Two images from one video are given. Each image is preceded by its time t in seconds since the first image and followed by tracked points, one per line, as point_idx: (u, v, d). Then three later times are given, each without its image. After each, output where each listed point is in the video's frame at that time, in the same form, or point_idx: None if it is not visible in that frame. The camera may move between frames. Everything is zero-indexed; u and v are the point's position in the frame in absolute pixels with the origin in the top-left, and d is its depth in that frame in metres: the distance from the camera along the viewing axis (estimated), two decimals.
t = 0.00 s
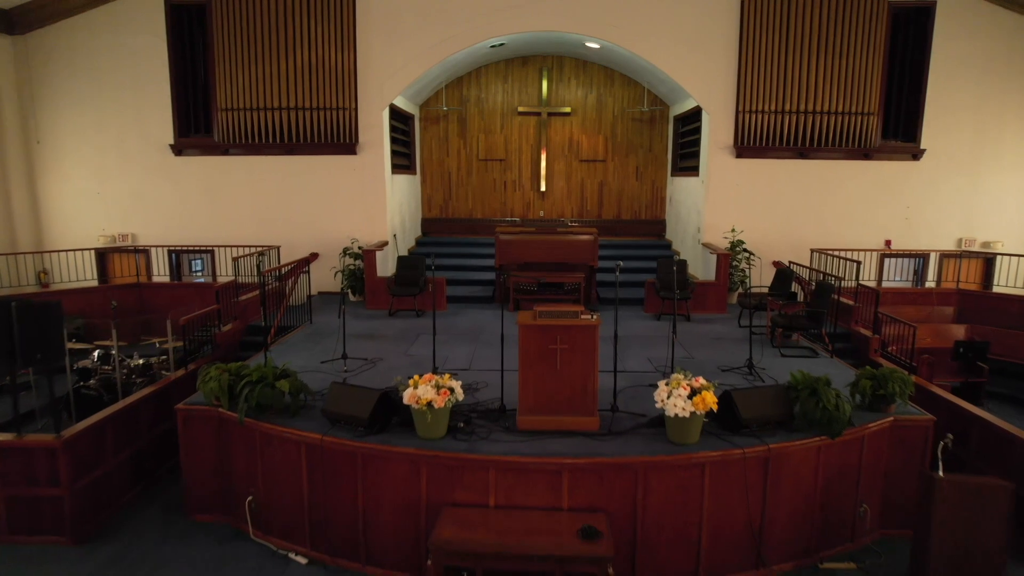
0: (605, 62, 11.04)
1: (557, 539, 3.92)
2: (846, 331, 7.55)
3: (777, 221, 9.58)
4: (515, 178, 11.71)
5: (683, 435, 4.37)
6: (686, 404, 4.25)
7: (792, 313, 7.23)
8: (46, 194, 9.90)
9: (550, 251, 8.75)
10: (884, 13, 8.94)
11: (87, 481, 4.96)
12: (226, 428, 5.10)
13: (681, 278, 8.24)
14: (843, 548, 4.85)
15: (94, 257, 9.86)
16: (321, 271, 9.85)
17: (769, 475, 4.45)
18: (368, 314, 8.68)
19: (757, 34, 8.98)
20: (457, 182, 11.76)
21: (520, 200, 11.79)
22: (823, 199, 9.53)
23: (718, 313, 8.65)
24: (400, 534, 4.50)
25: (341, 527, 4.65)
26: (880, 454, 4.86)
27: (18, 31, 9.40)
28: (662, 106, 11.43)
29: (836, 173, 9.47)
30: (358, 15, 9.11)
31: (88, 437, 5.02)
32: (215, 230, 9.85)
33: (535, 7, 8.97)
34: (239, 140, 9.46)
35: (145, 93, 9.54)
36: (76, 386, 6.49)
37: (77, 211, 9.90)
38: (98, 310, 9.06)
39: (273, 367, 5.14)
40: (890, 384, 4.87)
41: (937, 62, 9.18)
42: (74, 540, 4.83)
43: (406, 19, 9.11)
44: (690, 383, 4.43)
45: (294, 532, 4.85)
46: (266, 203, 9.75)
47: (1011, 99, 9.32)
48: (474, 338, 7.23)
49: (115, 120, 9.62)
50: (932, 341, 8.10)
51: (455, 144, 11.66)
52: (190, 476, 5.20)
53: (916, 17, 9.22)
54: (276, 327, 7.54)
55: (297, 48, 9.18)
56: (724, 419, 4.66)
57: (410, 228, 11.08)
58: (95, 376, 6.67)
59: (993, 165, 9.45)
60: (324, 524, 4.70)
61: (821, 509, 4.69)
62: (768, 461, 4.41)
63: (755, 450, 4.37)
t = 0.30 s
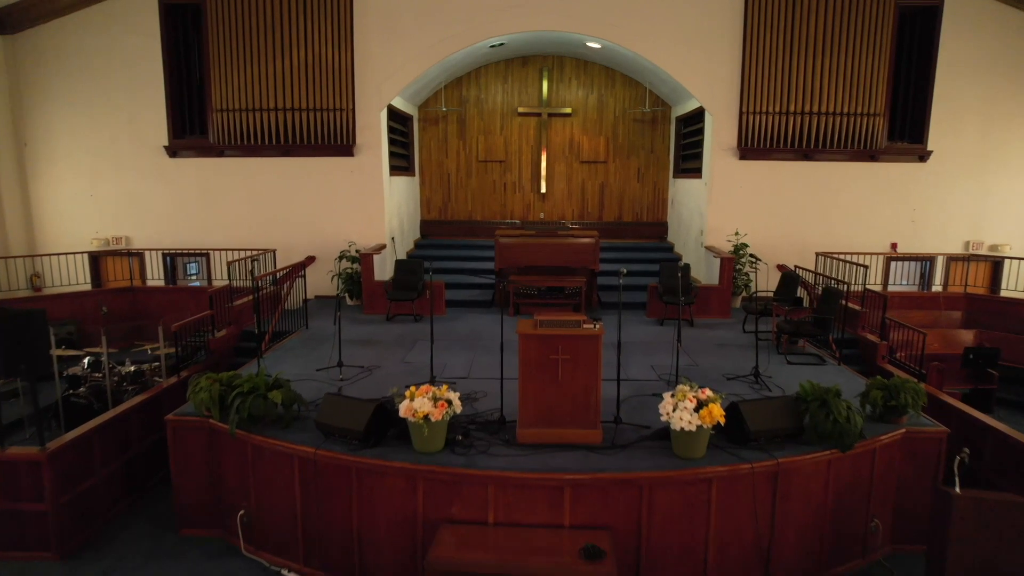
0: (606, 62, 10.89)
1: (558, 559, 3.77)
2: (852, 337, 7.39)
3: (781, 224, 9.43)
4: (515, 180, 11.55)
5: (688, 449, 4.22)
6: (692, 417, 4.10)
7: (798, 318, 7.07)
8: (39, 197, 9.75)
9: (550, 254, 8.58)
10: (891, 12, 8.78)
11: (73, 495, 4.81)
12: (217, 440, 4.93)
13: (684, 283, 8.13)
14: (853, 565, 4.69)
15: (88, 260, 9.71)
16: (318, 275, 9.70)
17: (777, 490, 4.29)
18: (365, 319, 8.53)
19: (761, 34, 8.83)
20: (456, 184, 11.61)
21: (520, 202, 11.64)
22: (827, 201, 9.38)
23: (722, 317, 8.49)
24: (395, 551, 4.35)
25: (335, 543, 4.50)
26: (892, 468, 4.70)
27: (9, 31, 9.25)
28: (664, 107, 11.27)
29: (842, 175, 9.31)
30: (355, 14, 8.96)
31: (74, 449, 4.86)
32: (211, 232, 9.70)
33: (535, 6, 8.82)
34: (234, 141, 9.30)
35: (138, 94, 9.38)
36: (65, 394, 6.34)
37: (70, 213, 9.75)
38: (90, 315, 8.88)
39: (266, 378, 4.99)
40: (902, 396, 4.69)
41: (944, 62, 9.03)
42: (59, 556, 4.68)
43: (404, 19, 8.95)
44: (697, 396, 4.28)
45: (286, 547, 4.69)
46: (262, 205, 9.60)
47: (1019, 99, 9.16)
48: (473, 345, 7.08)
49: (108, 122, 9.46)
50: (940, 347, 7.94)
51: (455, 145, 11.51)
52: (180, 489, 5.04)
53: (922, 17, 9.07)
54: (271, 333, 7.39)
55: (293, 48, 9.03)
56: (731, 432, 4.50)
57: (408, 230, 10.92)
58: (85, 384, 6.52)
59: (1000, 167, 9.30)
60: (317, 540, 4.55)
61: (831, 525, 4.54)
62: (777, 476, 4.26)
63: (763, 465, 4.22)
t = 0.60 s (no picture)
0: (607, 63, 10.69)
1: None
2: (861, 345, 7.18)
3: (787, 228, 9.23)
4: (515, 182, 11.36)
5: (696, 470, 4.02)
6: (701, 437, 3.91)
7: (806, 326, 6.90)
8: (28, 200, 9.55)
9: (550, 259, 8.40)
10: (899, 11, 8.58)
11: (54, 514, 4.61)
12: (204, 457, 4.73)
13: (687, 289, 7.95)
14: None
15: (79, 265, 9.51)
16: (314, 280, 9.50)
17: (790, 512, 4.10)
18: (362, 325, 8.33)
19: (767, 34, 8.63)
20: (455, 187, 11.41)
21: (520, 205, 11.44)
22: (834, 205, 9.18)
23: (726, 324, 8.29)
24: None
25: (326, 566, 4.31)
26: (909, 487, 4.49)
27: None
28: (666, 108, 11.08)
29: (849, 177, 9.12)
30: (352, 14, 8.76)
31: (55, 467, 4.66)
32: (205, 236, 9.50)
33: (535, 5, 8.62)
34: (228, 144, 9.10)
35: (130, 95, 9.18)
36: (50, 405, 6.13)
37: (61, 217, 9.55)
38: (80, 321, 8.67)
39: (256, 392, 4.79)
40: (920, 412, 4.47)
41: (954, 63, 8.83)
42: None
43: (402, 18, 8.75)
44: (706, 413, 4.09)
45: (276, 570, 4.50)
46: (257, 209, 9.40)
47: None
48: (472, 354, 6.88)
49: (100, 124, 9.27)
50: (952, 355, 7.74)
51: (453, 147, 11.31)
52: (167, 508, 4.84)
53: (931, 16, 8.87)
54: (264, 340, 7.19)
55: (288, 48, 8.82)
56: (741, 450, 4.30)
57: (407, 234, 10.72)
58: (71, 395, 6.31)
59: (1010, 170, 9.10)
60: (308, 563, 4.36)
61: (845, 548, 4.34)
62: (789, 497, 4.06)
63: (775, 486, 4.02)
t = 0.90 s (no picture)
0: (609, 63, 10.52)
1: None
2: (870, 351, 6.99)
3: (791, 231, 9.07)
4: (515, 184, 11.19)
5: (704, 488, 3.85)
6: (710, 455, 3.74)
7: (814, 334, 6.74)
8: (19, 202, 9.38)
9: (551, 263, 8.22)
10: (907, 11, 8.42)
11: (35, 532, 4.43)
12: (192, 472, 4.55)
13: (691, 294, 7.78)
14: None
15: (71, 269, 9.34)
16: (310, 284, 9.33)
17: (802, 531, 3.93)
18: (358, 331, 8.17)
19: (772, 33, 8.46)
20: (454, 189, 11.24)
21: (520, 207, 11.27)
22: (840, 208, 9.02)
23: (730, 330, 8.12)
24: None
25: None
26: (924, 504, 4.31)
27: None
28: (668, 109, 10.91)
29: (855, 180, 8.95)
30: (349, 13, 8.59)
31: (36, 483, 4.49)
32: (199, 240, 9.33)
33: (535, 4, 8.45)
34: (223, 146, 8.94)
35: (123, 95, 9.01)
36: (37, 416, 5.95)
37: (52, 220, 9.37)
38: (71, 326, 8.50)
39: (246, 404, 4.62)
40: (936, 426, 4.29)
41: (962, 64, 8.67)
42: None
43: (400, 18, 8.59)
44: (714, 429, 3.92)
45: None
46: (252, 212, 9.23)
47: None
48: (471, 361, 6.71)
49: (92, 125, 9.10)
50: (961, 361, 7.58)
51: (452, 148, 11.13)
52: (154, 524, 4.67)
53: (939, 15, 8.70)
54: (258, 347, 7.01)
55: (283, 48, 8.65)
56: (751, 466, 4.12)
57: (405, 237, 10.56)
58: (58, 405, 6.13)
59: (1019, 173, 8.94)
60: None
61: (857, 567, 4.18)
62: (801, 516, 3.89)
63: (787, 504, 3.84)
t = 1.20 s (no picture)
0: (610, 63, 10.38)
1: None
2: (876, 357, 6.83)
3: (796, 234, 8.92)
4: (515, 186, 11.05)
5: (711, 506, 3.72)
6: (718, 471, 3.61)
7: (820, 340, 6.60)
8: (12, 205, 9.24)
9: (552, 266, 8.07)
10: (913, 10, 8.27)
11: (18, 549, 4.29)
12: (182, 486, 4.41)
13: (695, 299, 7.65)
14: None
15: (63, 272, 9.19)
16: (307, 287, 9.19)
17: (812, 549, 3.79)
18: (355, 336, 8.02)
19: (776, 33, 8.32)
20: (454, 190, 11.10)
21: (520, 209, 11.13)
22: (845, 210, 8.88)
23: (734, 334, 7.98)
24: None
25: None
26: (938, 520, 4.16)
27: None
28: (670, 109, 10.76)
29: (860, 182, 8.81)
30: (346, 12, 8.45)
31: (20, 497, 4.34)
32: (194, 243, 9.19)
33: (535, 4, 8.31)
34: (218, 147, 8.79)
35: (116, 96, 8.86)
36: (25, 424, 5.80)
37: (45, 223, 9.23)
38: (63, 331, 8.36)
39: (238, 415, 4.48)
40: (951, 439, 4.14)
41: (970, 64, 8.52)
42: None
43: (398, 17, 8.44)
44: (721, 443, 3.78)
45: None
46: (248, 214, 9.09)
47: None
48: (470, 368, 6.56)
49: (84, 126, 8.96)
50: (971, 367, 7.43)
51: (451, 149, 10.99)
52: (143, 540, 4.52)
53: (946, 15, 8.56)
54: (253, 353, 6.87)
55: (279, 47, 8.51)
56: (759, 482, 3.99)
57: (403, 239, 10.41)
58: (47, 413, 5.98)
59: None
60: None
61: None
62: (811, 534, 3.75)
63: (797, 522, 3.70)
